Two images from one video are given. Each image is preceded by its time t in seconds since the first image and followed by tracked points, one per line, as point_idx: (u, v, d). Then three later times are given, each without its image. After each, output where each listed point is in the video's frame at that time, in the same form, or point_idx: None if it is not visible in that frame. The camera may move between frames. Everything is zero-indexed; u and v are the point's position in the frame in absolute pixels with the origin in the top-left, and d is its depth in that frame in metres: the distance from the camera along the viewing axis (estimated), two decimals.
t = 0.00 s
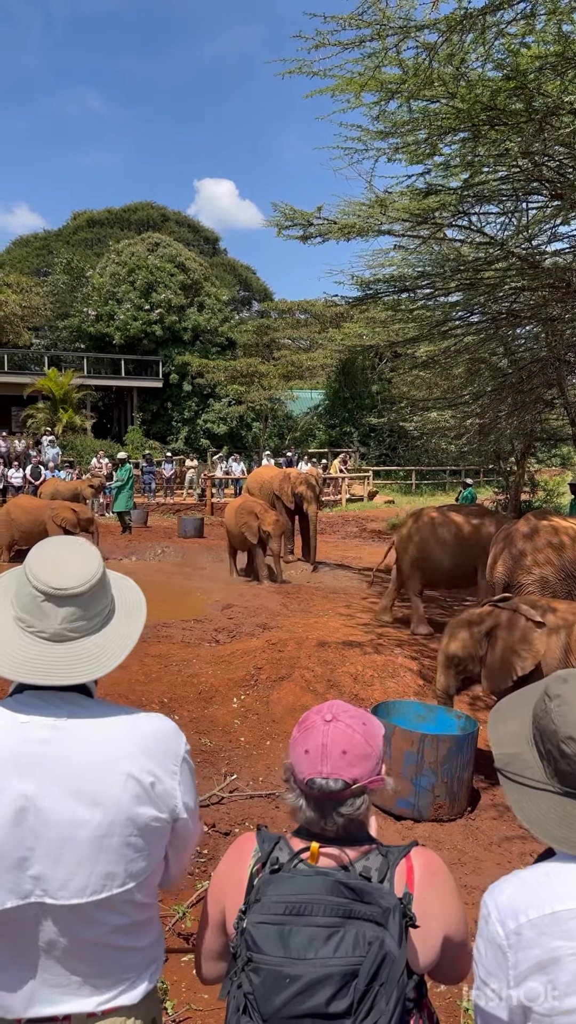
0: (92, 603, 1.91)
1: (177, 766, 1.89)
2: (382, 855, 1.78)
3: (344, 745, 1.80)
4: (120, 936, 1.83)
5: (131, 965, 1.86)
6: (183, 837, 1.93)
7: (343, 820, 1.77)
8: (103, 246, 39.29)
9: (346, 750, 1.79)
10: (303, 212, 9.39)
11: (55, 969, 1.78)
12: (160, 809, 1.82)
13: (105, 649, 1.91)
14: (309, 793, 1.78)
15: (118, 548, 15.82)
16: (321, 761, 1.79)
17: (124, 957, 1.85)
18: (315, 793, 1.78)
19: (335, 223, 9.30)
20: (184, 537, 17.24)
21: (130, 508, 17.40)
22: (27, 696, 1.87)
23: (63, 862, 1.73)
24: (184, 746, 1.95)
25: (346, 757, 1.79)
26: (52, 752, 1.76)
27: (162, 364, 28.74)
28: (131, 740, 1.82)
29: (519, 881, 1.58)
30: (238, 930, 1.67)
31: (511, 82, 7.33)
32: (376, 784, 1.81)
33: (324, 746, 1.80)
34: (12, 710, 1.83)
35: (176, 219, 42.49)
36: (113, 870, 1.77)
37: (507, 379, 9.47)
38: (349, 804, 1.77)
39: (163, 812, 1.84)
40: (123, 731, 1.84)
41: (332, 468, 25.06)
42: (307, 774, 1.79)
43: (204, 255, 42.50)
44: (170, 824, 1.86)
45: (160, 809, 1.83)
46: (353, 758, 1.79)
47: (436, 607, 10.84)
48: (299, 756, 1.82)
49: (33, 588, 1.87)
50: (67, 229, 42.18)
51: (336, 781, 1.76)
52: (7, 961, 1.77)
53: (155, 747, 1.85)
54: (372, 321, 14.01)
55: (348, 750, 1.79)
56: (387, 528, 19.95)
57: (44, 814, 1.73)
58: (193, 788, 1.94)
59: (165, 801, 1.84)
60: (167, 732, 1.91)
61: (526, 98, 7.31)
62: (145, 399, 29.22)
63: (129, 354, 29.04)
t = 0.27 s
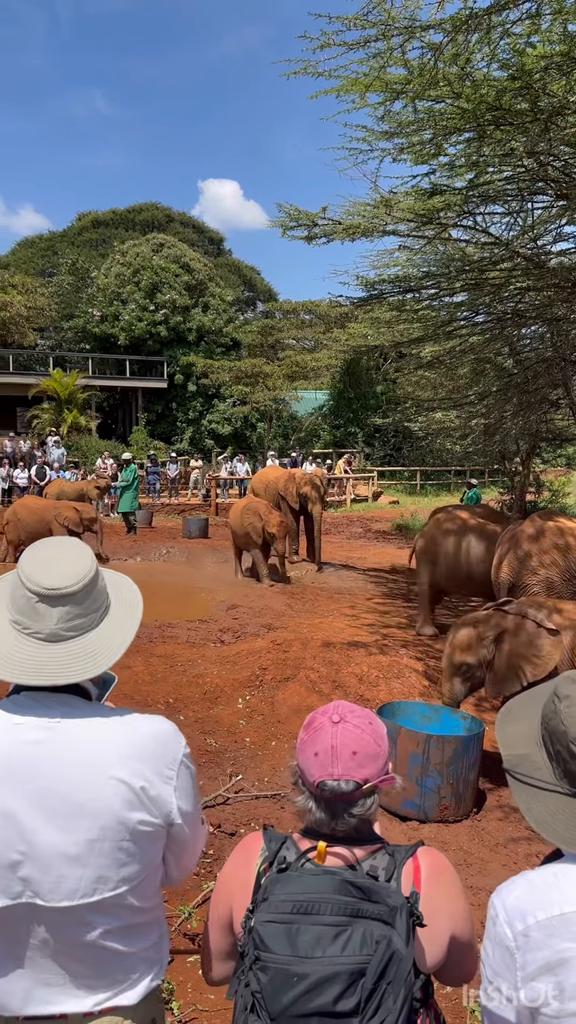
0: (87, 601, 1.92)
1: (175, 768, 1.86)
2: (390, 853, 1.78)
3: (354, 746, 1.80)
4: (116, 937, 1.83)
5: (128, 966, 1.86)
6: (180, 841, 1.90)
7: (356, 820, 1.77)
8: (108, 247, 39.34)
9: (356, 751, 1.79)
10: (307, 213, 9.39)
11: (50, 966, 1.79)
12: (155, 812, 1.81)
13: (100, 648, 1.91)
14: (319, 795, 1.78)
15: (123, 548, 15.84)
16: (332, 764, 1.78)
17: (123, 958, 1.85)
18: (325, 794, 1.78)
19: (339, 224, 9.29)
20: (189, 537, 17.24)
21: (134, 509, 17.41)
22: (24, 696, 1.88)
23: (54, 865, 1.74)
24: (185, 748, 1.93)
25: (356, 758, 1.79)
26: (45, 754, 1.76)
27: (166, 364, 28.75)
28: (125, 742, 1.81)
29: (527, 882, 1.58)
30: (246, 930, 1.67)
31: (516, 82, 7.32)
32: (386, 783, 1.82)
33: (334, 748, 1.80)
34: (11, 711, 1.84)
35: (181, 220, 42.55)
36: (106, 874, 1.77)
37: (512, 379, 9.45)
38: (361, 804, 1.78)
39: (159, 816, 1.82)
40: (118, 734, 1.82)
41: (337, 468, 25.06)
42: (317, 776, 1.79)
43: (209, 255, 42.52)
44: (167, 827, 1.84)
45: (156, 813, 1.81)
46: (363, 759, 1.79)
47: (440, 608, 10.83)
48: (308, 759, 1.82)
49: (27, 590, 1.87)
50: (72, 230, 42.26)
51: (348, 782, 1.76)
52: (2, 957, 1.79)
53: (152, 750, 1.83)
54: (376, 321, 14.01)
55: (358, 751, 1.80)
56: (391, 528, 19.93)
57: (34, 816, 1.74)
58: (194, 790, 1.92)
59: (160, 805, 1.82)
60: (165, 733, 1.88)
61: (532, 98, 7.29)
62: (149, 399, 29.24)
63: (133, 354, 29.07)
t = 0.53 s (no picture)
0: (82, 597, 1.93)
1: (171, 770, 1.84)
2: (397, 853, 1.78)
3: (362, 746, 1.80)
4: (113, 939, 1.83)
5: (124, 970, 1.86)
6: (177, 844, 1.88)
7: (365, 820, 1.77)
8: (115, 248, 39.43)
9: (364, 751, 1.79)
10: (313, 213, 9.39)
11: (47, 965, 1.79)
12: (149, 815, 1.79)
13: (97, 645, 1.91)
14: (329, 797, 1.78)
15: (130, 549, 15.87)
16: (340, 764, 1.78)
17: (119, 961, 1.85)
18: (334, 795, 1.77)
19: (346, 224, 9.28)
20: (195, 538, 17.23)
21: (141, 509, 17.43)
22: (20, 697, 1.88)
23: (45, 867, 1.74)
24: (185, 750, 1.91)
25: (364, 758, 1.79)
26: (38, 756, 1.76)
27: (173, 365, 28.78)
28: (118, 745, 1.80)
29: (535, 884, 1.57)
30: (253, 929, 1.67)
31: (523, 81, 7.30)
32: (395, 782, 1.82)
33: (342, 748, 1.80)
34: (7, 710, 1.84)
35: (188, 221, 42.63)
36: (98, 876, 1.76)
37: (519, 379, 9.42)
38: (369, 804, 1.78)
39: (154, 819, 1.81)
40: (112, 737, 1.81)
41: (343, 468, 25.04)
42: (326, 777, 1.79)
43: (216, 256, 42.56)
44: (163, 830, 1.83)
45: (151, 817, 1.80)
46: (371, 759, 1.79)
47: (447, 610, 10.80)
48: (316, 760, 1.82)
49: (23, 589, 1.89)
50: (79, 231, 42.38)
51: (356, 783, 1.76)
52: None
53: (147, 752, 1.81)
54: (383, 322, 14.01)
55: (366, 751, 1.80)
56: (398, 528, 19.91)
57: (26, 818, 1.74)
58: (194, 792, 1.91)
59: (153, 809, 1.80)
60: (162, 735, 1.87)
61: (539, 97, 7.26)
62: (156, 400, 29.27)
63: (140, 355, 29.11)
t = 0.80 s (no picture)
0: (84, 593, 1.94)
1: (172, 770, 1.84)
2: (406, 854, 1.77)
3: (372, 747, 1.80)
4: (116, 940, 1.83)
5: (126, 971, 1.86)
6: (181, 845, 1.88)
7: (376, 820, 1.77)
8: (124, 249, 39.54)
9: (374, 752, 1.79)
10: (322, 214, 9.39)
11: (49, 965, 1.80)
12: (148, 816, 1.79)
13: (98, 640, 1.92)
14: (339, 797, 1.78)
15: (139, 549, 15.90)
16: (351, 765, 1.78)
17: (120, 963, 1.85)
18: (345, 796, 1.77)
19: (354, 224, 9.28)
20: (204, 538, 17.19)
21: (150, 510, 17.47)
22: (22, 696, 1.88)
23: (45, 868, 1.74)
24: (187, 751, 1.91)
25: (375, 758, 1.78)
26: (37, 757, 1.76)
27: (181, 365, 28.81)
28: (119, 745, 1.79)
29: (545, 887, 1.57)
30: (263, 930, 1.67)
31: (532, 81, 7.29)
32: (405, 782, 1.81)
33: (353, 749, 1.79)
34: (8, 708, 1.84)
35: (196, 222, 42.74)
36: (99, 877, 1.76)
37: (529, 379, 9.40)
38: (379, 805, 1.78)
39: (154, 819, 1.80)
40: (112, 737, 1.80)
41: (351, 469, 25.04)
42: (336, 779, 1.78)
43: (224, 256, 42.64)
44: (163, 830, 1.83)
45: (150, 817, 1.79)
46: (381, 759, 1.79)
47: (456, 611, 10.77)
48: (326, 761, 1.81)
49: (26, 584, 1.91)
50: (88, 233, 42.53)
51: (367, 784, 1.76)
52: None
53: (147, 752, 1.81)
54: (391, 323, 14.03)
55: (376, 752, 1.79)
56: (406, 529, 19.89)
57: (24, 818, 1.74)
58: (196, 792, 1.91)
59: (153, 810, 1.80)
60: (162, 735, 1.87)
61: (548, 97, 7.24)
62: (164, 401, 29.31)
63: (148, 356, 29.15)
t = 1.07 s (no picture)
0: (95, 589, 1.97)
1: (180, 771, 1.84)
2: (420, 857, 1.76)
3: (387, 749, 1.79)
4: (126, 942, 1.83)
5: (136, 973, 1.86)
6: (192, 846, 1.88)
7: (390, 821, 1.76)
8: (135, 250, 39.66)
9: (389, 754, 1.78)
10: (333, 214, 9.38)
11: (59, 967, 1.80)
12: (156, 818, 1.79)
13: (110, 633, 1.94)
14: (354, 799, 1.77)
15: (149, 549, 15.93)
16: (365, 766, 1.77)
17: (129, 965, 1.85)
18: (359, 797, 1.77)
19: (365, 224, 9.25)
20: (214, 538, 17.13)
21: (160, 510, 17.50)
22: (32, 697, 1.89)
23: (53, 870, 1.74)
24: (195, 752, 1.91)
25: (389, 760, 1.78)
26: (44, 759, 1.76)
27: (191, 366, 28.85)
28: (127, 748, 1.80)
29: (559, 891, 1.56)
30: (276, 932, 1.67)
31: (544, 80, 7.27)
32: (418, 784, 1.81)
33: (367, 750, 1.79)
34: (16, 708, 1.85)
35: (206, 223, 42.83)
36: (108, 879, 1.77)
37: (540, 379, 9.37)
38: (394, 807, 1.77)
39: (162, 821, 1.80)
40: (121, 740, 1.80)
41: (361, 470, 25.01)
42: (351, 781, 1.78)
43: (234, 257, 42.70)
44: (173, 832, 1.83)
45: (158, 819, 1.80)
46: (395, 761, 1.78)
47: (467, 612, 10.74)
48: (341, 762, 1.81)
49: (38, 578, 1.95)
50: (99, 234, 42.65)
51: (382, 784, 1.75)
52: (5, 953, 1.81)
53: (154, 754, 1.81)
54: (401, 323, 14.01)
55: (391, 753, 1.79)
56: (416, 529, 19.84)
57: (32, 820, 1.74)
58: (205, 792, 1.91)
59: (162, 812, 1.80)
60: (170, 737, 1.87)
61: (560, 96, 7.21)
62: (175, 401, 29.36)
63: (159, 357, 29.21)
